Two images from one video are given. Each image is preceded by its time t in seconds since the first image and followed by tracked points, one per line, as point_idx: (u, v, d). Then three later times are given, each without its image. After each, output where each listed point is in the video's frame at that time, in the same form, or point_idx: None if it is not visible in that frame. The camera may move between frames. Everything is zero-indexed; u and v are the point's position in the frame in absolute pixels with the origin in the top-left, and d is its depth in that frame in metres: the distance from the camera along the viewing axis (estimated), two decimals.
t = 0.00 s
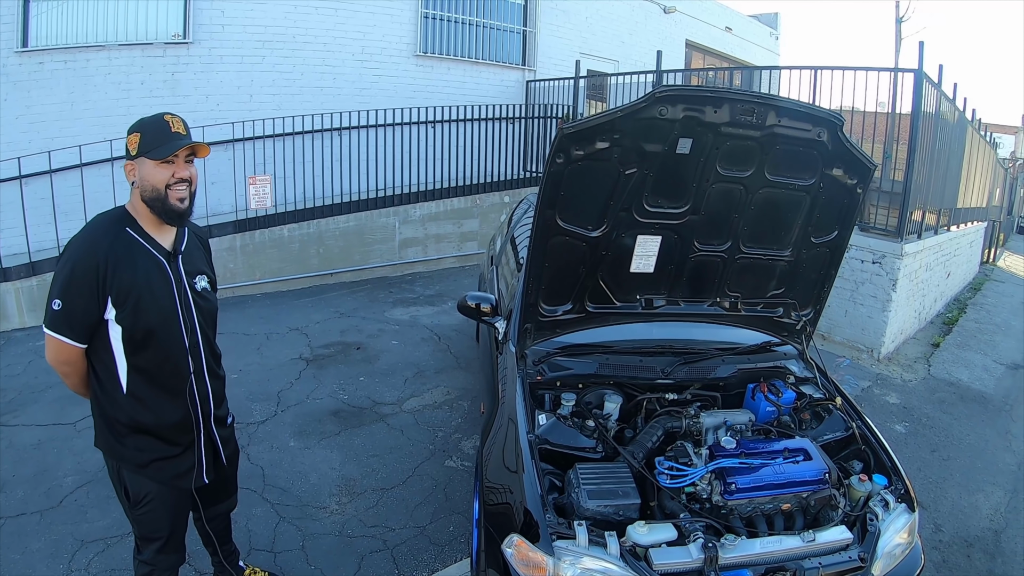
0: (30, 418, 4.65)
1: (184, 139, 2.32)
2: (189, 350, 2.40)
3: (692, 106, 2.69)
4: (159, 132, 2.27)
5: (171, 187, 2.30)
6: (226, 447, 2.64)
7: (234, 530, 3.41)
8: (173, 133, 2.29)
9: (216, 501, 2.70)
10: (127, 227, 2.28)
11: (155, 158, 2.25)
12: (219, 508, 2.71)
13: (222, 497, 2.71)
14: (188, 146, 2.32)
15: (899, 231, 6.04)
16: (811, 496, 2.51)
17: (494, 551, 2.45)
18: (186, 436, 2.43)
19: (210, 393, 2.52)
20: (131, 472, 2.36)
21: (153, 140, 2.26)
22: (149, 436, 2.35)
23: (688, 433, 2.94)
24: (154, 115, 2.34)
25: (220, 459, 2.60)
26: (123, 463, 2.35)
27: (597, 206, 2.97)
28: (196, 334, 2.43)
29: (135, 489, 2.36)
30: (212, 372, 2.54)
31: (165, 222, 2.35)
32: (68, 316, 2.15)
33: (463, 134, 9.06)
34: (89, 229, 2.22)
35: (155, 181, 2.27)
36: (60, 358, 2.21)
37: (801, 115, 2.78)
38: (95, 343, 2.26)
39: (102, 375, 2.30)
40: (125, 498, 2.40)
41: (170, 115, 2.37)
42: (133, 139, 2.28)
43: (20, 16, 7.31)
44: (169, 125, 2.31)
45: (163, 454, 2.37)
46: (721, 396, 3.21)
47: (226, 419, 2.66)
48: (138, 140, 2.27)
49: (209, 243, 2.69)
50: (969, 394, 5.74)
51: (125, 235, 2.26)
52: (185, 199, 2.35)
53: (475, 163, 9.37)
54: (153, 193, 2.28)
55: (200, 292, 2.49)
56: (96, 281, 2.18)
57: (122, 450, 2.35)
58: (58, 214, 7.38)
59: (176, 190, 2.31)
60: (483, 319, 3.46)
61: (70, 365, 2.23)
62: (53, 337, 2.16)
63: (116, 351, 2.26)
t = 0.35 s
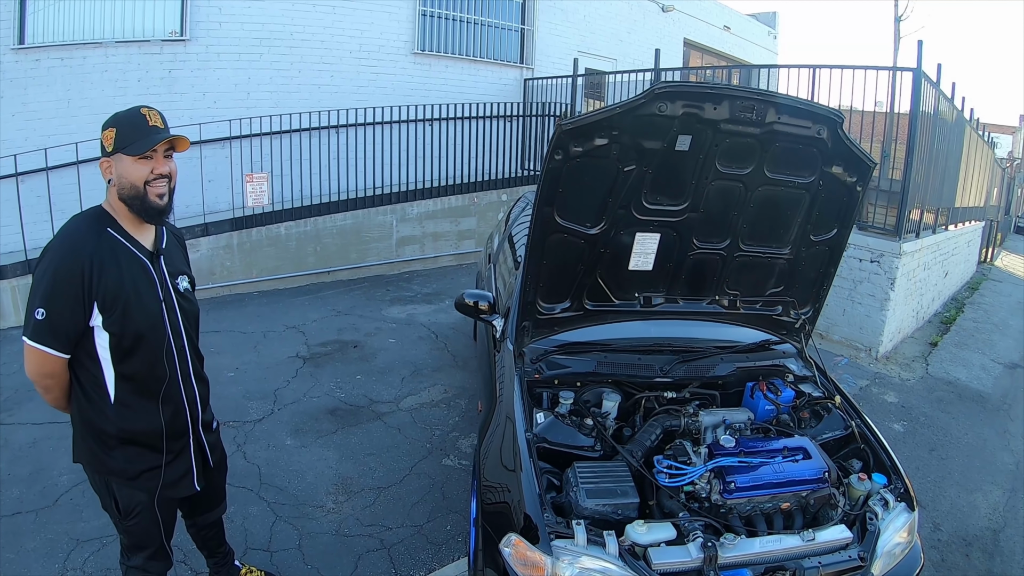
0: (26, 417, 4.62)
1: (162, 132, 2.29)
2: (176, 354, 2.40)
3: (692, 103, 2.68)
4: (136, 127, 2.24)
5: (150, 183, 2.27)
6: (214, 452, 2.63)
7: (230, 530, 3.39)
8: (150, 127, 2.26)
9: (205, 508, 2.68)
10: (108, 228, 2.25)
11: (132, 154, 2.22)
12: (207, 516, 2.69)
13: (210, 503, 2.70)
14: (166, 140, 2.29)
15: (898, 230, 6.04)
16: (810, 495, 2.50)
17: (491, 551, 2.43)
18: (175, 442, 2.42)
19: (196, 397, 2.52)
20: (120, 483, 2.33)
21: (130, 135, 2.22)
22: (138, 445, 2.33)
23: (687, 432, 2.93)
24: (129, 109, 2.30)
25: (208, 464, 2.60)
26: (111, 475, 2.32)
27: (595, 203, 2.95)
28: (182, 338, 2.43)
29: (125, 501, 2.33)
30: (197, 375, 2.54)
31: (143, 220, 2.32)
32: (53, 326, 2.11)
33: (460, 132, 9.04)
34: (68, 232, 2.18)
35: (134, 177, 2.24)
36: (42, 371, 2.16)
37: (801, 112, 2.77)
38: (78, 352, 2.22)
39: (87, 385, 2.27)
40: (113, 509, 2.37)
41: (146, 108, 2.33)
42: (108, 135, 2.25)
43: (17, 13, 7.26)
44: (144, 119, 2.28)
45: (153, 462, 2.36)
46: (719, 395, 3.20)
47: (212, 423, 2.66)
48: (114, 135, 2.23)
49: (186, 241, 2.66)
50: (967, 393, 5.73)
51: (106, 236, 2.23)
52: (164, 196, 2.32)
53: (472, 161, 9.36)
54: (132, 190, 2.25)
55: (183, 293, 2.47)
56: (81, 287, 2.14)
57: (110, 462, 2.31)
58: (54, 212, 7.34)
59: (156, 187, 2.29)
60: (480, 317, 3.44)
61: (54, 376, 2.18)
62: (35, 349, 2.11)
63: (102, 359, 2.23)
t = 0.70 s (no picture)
0: (22, 414, 4.59)
1: (152, 125, 2.26)
2: (169, 352, 2.38)
3: (690, 99, 2.65)
4: (125, 120, 2.22)
5: (140, 177, 2.25)
6: (207, 450, 2.61)
7: (226, 527, 3.37)
8: (140, 120, 2.24)
9: (200, 506, 2.66)
10: (101, 226, 2.22)
11: (122, 148, 2.20)
12: (202, 514, 2.68)
13: (205, 502, 2.68)
14: (156, 133, 2.26)
15: (896, 228, 6.03)
16: (808, 494, 2.50)
17: (487, 550, 2.42)
18: (169, 441, 2.40)
19: (190, 396, 2.50)
20: (115, 483, 2.31)
21: (119, 128, 2.20)
22: (133, 445, 2.31)
23: (684, 430, 2.92)
24: (119, 103, 2.28)
25: (202, 463, 2.58)
26: (106, 475, 2.30)
27: (592, 200, 2.93)
28: (175, 336, 2.40)
29: (120, 500, 2.32)
30: (190, 373, 2.52)
31: (134, 216, 2.30)
32: (47, 326, 2.08)
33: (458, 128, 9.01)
34: (60, 230, 2.15)
35: (124, 171, 2.21)
36: (37, 371, 2.13)
37: (799, 108, 2.74)
38: (73, 353, 2.19)
39: (81, 385, 2.24)
40: (107, 509, 2.36)
41: (136, 102, 2.31)
42: (99, 128, 2.22)
43: (13, 10, 7.23)
44: (135, 112, 2.25)
45: (148, 461, 2.34)
46: (717, 393, 3.18)
47: (206, 420, 2.63)
48: (104, 129, 2.21)
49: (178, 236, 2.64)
50: (965, 391, 5.73)
51: (98, 233, 2.20)
52: (153, 190, 2.30)
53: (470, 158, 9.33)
54: (121, 184, 2.23)
55: (175, 289, 2.46)
56: (75, 286, 2.12)
57: (105, 462, 2.29)
58: (51, 208, 7.31)
59: (146, 181, 2.26)
60: (477, 314, 3.42)
61: (49, 376, 2.16)
62: (30, 349, 2.09)
63: (96, 359, 2.21)
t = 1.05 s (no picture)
0: (19, 412, 4.58)
1: (155, 125, 2.25)
2: (168, 349, 2.36)
3: (690, 97, 2.65)
4: (129, 118, 2.20)
5: (141, 177, 2.23)
6: (206, 447, 2.60)
7: (223, 526, 3.36)
8: (144, 119, 2.22)
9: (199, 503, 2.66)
10: (99, 222, 2.21)
11: (125, 146, 2.18)
12: (202, 510, 2.67)
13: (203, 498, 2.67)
14: (160, 133, 2.25)
15: (895, 227, 6.03)
16: (806, 494, 2.49)
17: (485, 549, 2.41)
18: (167, 438, 2.39)
19: (189, 392, 2.48)
20: (113, 479, 2.31)
21: (124, 126, 2.19)
22: (131, 441, 2.31)
23: (682, 429, 2.92)
24: (125, 99, 2.26)
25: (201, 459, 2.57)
26: (104, 470, 2.29)
27: (591, 198, 2.92)
28: (174, 333, 2.39)
29: (118, 495, 2.32)
30: (190, 370, 2.50)
31: (133, 215, 2.28)
32: (44, 322, 2.07)
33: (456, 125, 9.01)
34: (58, 226, 2.14)
35: (125, 170, 2.20)
36: (36, 366, 2.13)
37: (798, 107, 2.73)
38: (71, 349, 2.19)
39: (80, 381, 2.24)
40: (106, 504, 2.36)
41: (141, 100, 2.29)
42: (102, 124, 2.20)
43: (11, 8, 7.21)
44: (140, 110, 2.24)
45: (145, 458, 2.33)
46: (715, 392, 3.17)
47: (205, 417, 2.62)
48: (108, 126, 2.19)
49: (179, 234, 2.63)
50: (963, 391, 5.73)
51: (96, 230, 2.19)
52: (154, 190, 2.28)
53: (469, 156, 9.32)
54: (122, 183, 2.21)
55: (174, 286, 2.45)
56: (72, 283, 2.11)
57: (103, 458, 2.29)
58: (48, 205, 7.28)
59: (146, 181, 2.25)
60: (475, 313, 3.41)
61: (47, 370, 2.15)
62: (29, 345, 2.08)
63: (94, 355, 2.20)
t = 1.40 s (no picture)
0: (16, 411, 4.57)
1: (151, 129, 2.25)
2: (165, 348, 2.35)
3: (688, 97, 2.64)
4: (125, 122, 2.20)
5: (136, 180, 2.22)
6: (205, 447, 2.59)
7: (221, 525, 3.35)
8: (139, 123, 2.22)
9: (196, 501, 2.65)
10: (95, 223, 2.20)
11: (120, 150, 2.18)
12: (198, 509, 2.65)
13: (200, 497, 2.65)
14: (155, 138, 2.25)
15: (893, 226, 6.04)
16: (804, 494, 2.49)
17: (482, 549, 2.41)
18: (163, 437, 2.38)
19: (187, 392, 2.47)
20: (109, 477, 2.31)
21: (119, 130, 2.19)
22: (127, 440, 2.30)
23: (680, 430, 2.92)
24: (120, 103, 2.26)
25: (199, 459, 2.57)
26: (100, 468, 2.29)
27: (589, 198, 2.91)
28: (171, 332, 2.38)
29: (114, 494, 2.32)
30: (188, 370, 2.49)
31: (130, 218, 2.27)
32: (39, 323, 2.08)
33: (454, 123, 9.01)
34: (54, 227, 2.14)
35: (120, 173, 2.19)
36: (33, 365, 2.14)
37: (796, 108, 2.73)
38: (68, 348, 2.19)
39: (77, 380, 2.24)
40: (102, 502, 2.36)
41: (137, 104, 2.29)
42: (98, 127, 2.21)
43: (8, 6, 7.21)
44: (135, 114, 2.24)
45: (141, 456, 2.33)
46: (712, 392, 3.17)
47: (204, 417, 2.61)
48: (103, 129, 2.19)
49: (181, 236, 2.63)
50: (961, 390, 5.74)
51: (92, 231, 2.18)
52: (149, 194, 2.27)
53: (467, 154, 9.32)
54: (117, 187, 2.20)
55: (173, 287, 2.43)
56: (67, 283, 2.10)
57: (99, 456, 2.29)
58: (46, 204, 7.26)
59: (141, 184, 2.24)
60: (473, 312, 3.40)
61: (44, 369, 2.16)
62: (25, 345, 2.09)
63: (89, 355, 2.20)
